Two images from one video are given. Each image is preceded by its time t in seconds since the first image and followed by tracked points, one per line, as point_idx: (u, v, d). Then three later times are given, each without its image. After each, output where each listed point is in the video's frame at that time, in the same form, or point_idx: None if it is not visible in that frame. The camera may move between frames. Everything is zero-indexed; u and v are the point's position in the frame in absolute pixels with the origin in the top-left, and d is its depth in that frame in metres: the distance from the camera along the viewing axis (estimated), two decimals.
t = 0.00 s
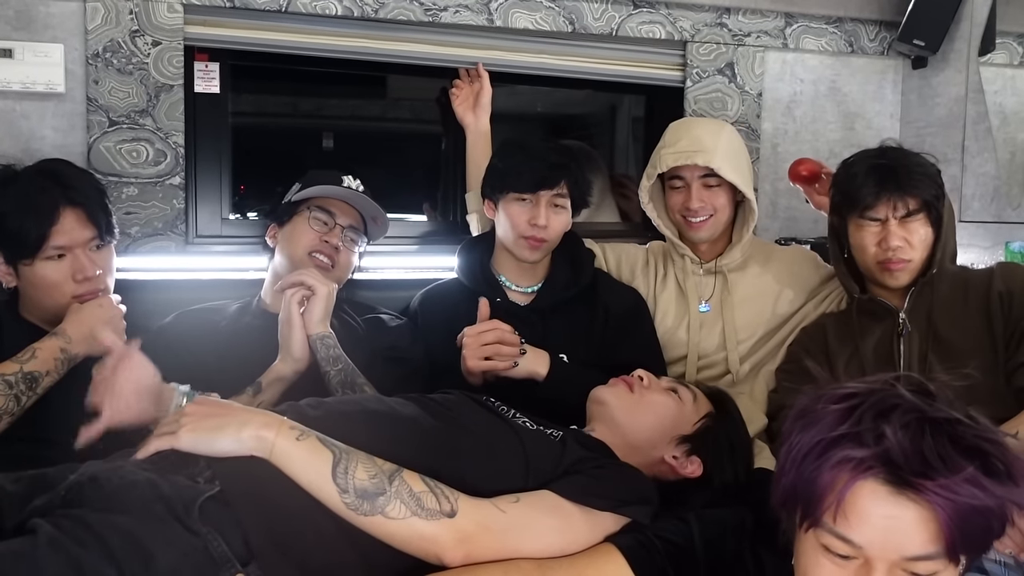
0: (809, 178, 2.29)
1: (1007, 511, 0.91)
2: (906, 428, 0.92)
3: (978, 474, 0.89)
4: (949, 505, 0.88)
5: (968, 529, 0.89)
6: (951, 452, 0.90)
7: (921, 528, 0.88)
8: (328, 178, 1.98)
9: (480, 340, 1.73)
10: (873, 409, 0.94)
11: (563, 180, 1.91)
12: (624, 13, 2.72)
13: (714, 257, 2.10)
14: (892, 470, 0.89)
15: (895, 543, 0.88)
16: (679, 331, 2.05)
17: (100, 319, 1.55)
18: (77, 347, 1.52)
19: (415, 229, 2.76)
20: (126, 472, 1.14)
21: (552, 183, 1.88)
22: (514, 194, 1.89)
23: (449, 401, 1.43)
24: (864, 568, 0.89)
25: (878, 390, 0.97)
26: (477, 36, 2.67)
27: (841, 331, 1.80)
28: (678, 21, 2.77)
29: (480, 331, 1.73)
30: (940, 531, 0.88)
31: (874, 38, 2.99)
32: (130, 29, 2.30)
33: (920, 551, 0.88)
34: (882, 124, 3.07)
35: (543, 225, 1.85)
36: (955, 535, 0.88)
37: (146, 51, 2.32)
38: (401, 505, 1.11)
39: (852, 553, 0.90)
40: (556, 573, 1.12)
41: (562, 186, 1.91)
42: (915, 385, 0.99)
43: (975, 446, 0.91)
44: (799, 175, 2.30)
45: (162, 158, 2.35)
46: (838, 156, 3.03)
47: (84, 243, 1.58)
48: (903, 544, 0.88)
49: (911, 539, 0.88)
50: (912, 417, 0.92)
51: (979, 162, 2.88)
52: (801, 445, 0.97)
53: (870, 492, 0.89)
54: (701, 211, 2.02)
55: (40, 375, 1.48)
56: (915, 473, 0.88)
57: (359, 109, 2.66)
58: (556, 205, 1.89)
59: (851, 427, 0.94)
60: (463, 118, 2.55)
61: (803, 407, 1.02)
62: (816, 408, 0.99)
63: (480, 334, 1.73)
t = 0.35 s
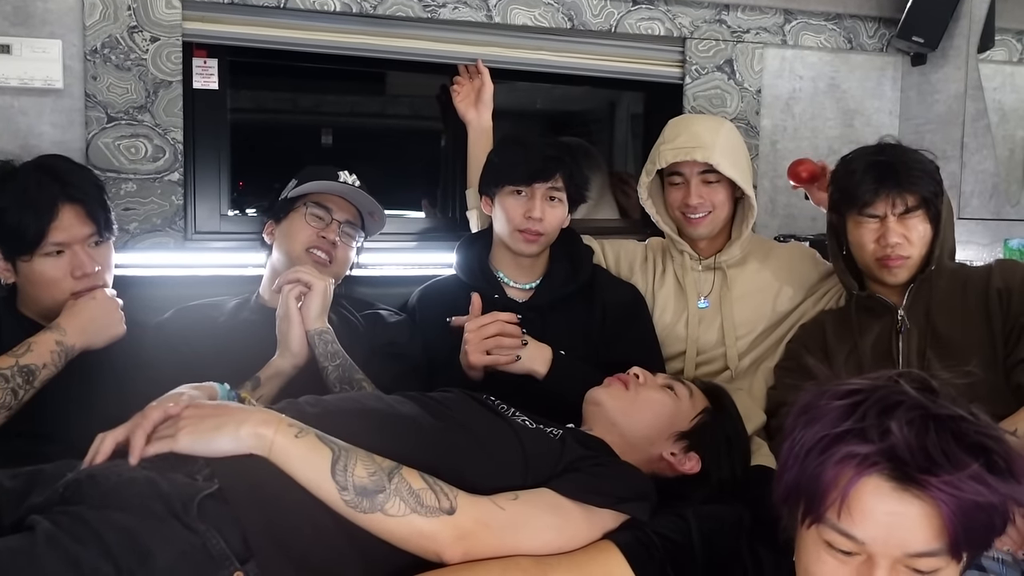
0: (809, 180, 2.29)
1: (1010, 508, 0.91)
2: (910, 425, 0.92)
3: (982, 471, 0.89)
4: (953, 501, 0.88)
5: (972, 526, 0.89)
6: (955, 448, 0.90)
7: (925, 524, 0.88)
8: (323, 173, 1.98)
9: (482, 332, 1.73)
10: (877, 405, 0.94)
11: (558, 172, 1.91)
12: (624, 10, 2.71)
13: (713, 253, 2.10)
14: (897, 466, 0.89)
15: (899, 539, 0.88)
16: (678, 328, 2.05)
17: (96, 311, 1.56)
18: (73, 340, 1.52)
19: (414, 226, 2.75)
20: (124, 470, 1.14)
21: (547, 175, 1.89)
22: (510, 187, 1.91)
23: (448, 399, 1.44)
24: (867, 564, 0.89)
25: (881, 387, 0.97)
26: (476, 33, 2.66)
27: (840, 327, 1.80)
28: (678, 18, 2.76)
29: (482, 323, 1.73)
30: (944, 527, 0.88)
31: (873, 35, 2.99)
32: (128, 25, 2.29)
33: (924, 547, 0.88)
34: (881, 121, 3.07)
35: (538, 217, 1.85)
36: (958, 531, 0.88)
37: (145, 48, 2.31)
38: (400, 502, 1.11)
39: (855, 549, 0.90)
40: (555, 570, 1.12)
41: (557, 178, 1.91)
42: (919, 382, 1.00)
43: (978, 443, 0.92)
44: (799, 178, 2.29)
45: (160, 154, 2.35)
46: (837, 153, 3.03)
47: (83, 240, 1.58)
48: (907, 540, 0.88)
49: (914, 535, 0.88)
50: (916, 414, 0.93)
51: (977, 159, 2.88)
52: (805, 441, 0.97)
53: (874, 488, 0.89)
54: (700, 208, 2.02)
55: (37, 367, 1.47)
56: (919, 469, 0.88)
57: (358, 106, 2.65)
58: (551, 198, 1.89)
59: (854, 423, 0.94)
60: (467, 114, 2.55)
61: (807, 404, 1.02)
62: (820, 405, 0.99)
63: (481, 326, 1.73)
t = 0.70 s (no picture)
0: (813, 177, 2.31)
1: (1012, 509, 0.91)
2: (916, 422, 0.92)
3: (985, 469, 0.90)
4: (957, 499, 0.88)
5: (974, 525, 0.89)
6: (960, 446, 0.91)
7: (927, 521, 0.88)
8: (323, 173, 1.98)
9: (476, 333, 1.73)
10: (882, 402, 0.95)
11: (556, 171, 1.91)
12: (623, 10, 2.71)
13: (713, 253, 2.10)
14: (902, 462, 0.89)
15: (901, 536, 0.88)
16: (677, 328, 2.05)
17: (94, 309, 1.56)
18: (72, 338, 1.52)
19: (413, 225, 2.75)
20: (122, 470, 1.14)
21: (544, 174, 1.89)
22: (508, 185, 1.90)
23: (446, 399, 1.44)
24: (868, 561, 0.89)
25: (885, 385, 0.98)
26: (475, 32, 2.66)
27: (839, 328, 1.80)
28: (677, 18, 2.76)
29: (475, 325, 1.73)
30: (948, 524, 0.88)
31: (873, 35, 2.99)
32: (128, 24, 2.29)
33: (927, 545, 0.88)
34: (881, 122, 3.07)
35: (535, 216, 1.85)
36: (960, 530, 0.88)
37: (144, 47, 2.31)
38: (397, 503, 1.11)
39: (856, 546, 0.90)
40: (552, 570, 1.12)
41: (555, 177, 1.91)
42: (922, 381, 1.00)
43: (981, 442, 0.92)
44: (802, 173, 2.31)
45: (160, 154, 2.35)
46: (836, 153, 3.02)
47: (81, 240, 1.58)
48: (910, 536, 0.87)
49: (917, 531, 0.88)
50: (921, 412, 0.93)
51: (976, 160, 2.89)
52: (808, 437, 0.97)
53: (878, 484, 0.90)
54: (701, 208, 2.02)
55: (34, 365, 1.47)
56: (923, 465, 0.89)
57: (357, 105, 2.65)
58: (548, 197, 1.89)
59: (859, 419, 0.94)
60: (463, 115, 2.55)
61: (809, 401, 1.02)
62: (823, 402, 0.99)
63: (474, 328, 1.73)
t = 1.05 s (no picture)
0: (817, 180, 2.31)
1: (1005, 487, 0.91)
2: (907, 397, 0.93)
3: (978, 444, 0.90)
4: (948, 469, 0.88)
5: (968, 499, 0.88)
6: (949, 420, 0.91)
7: (919, 492, 0.88)
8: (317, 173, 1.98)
9: (479, 334, 1.74)
10: (874, 380, 0.96)
11: (554, 169, 1.92)
12: (623, 10, 2.71)
13: (713, 253, 2.10)
14: (893, 433, 0.90)
15: (893, 507, 0.88)
16: (676, 328, 2.06)
17: (96, 312, 1.56)
18: (73, 342, 1.52)
19: (413, 226, 2.75)
20: (122, 470, 1.14)
21: (543, 172, 1.90)
22: (507, 183, 1.91)
23: (445, 399, 1.44)
24: (860, 535, 0.89)
25: (877, 366, 0.99)
26: (475, 33, 2.66)
27: (839, 328, 1.81)
28: (677, 18, 2.76)
29: (479, 326, 1.75)
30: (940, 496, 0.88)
31: (873, 35, 2.99)
32: (128, 25, 2.29)
33: (917, 516, 0.88)
34: (881, 121, 3.07)
35: (534, 214, 1.86)
36: (954, 503, 0.88)
37: (144, 48, 2.31)
38: (396, 504, 1.11)
39: (849, 520, 0.90)
40: (552, 571, 1.12)
41: (553, 175, 1.92)
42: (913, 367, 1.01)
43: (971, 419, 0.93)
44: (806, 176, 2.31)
45: (160, 154, 2.35)
46: (836, 153, 3.02)
47: (78, 240, 1.58)
48: (901, 509, 0.88)
49: (907, 502, 0.88)
50: (913, 389, 0.94)
51: (976, 160, 2.89)
52: (801, 416, 0.97)
53: (871, 456, 0.90)
54: (702, 208, 2.01)
55: (35, 368, 1.47)
56: (914, 435, 0.89)
57: (356, 106, 2.65)
58: (547, 194, 1.89)
59: (852, 396, 0.95)
60: (462, 115, 2.55)
61: (802, 385, 1.03)
62: (816, 384, 1.00)
63: (478, 329, 1.74)
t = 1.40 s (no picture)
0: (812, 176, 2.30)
1: (946, 432, 0.98)
2: (845, 352, 1.03)
3: (915, 389, 0.98)
4: (887, 409, 0.96)
5: (909, 439, 0.96)
6: (888, 371, 1.01)
7: (862, 433, 0.96)
8: (315, 171, 1.99)
9: (477, 327, 1.71)
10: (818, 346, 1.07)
11: (552, 165, 1.92)
12: (624, 8, 2.71)
13: (713, 252, 2.10)
14: (835, 381, 1.00)
15: (840, 449, 0.95)
16: (676, 327, 2.06)
17: (98, 312, 1.56)
18: (75, 342, 1.52)
19: (413, 224, 2.75)
20: (121, 468, 1.15)
21: (540, 167, 1.90)
22: (504, 180, 1.91)
23: (444, 398, 1.44)
24: (814, 482, 0.96)
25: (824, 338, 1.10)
26: (475, 31, 2.66)
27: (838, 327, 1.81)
28: (678, 16, 2.76)
29: (477, 320, 1.72)
30: (881, 434, 0.95)
31: (873, 33, 2.98)
32: (128, 22, 2.29)
33: (862, 454, 0.95)
34: (881, 120, 3.06)
35: (532, 209, 1.86)
36: (896, 441, 0.95)
37: (144, 45, 2.31)
38: (396, 502, 1.11)
39: (803, 469, 0.97)
40: (550, 566, 1.12)
41: (551, 170, 1.92)
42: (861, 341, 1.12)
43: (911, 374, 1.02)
44: (801, 171, 2.30)
45: (159, 152, 2.35)
46: (837, 152, 3.02)
47: (76, 237, 1.58)
48: (847, 450, 0.95)
49: (852, 441, 0.96)
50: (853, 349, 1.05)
51: (977, 159, 2.90)
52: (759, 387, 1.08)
53: (817, 407, 0.99)
54: (703, 206, 2.01)
55: (38, 368, 1.48)
56: (853, 380, 0.99)
57: (356, 104, 2.66)
58: (545, 190, 1.89)
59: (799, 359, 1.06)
60: (462, 112, 2.56)
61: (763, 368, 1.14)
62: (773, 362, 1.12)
63: (476, 322, 1.72)
